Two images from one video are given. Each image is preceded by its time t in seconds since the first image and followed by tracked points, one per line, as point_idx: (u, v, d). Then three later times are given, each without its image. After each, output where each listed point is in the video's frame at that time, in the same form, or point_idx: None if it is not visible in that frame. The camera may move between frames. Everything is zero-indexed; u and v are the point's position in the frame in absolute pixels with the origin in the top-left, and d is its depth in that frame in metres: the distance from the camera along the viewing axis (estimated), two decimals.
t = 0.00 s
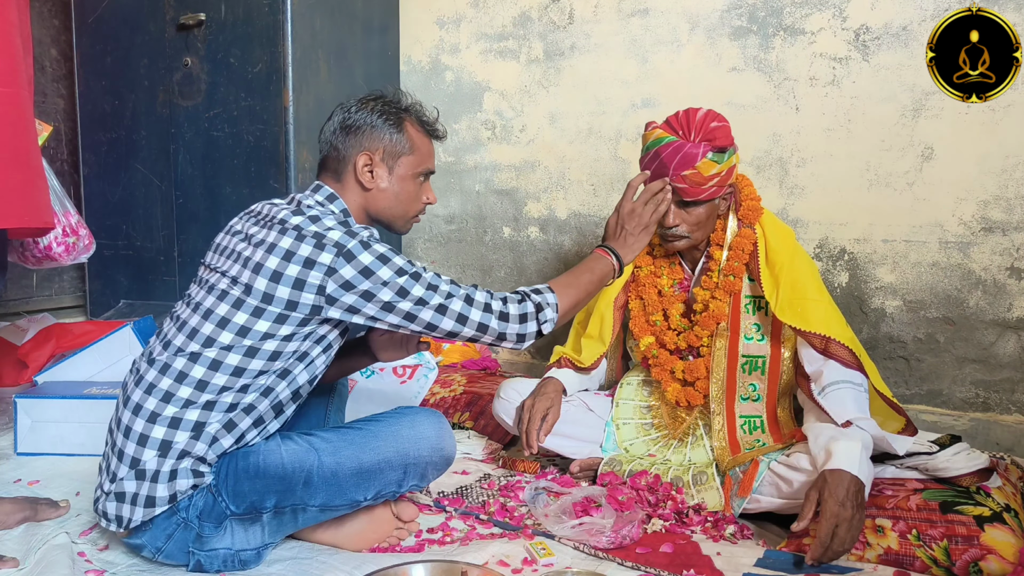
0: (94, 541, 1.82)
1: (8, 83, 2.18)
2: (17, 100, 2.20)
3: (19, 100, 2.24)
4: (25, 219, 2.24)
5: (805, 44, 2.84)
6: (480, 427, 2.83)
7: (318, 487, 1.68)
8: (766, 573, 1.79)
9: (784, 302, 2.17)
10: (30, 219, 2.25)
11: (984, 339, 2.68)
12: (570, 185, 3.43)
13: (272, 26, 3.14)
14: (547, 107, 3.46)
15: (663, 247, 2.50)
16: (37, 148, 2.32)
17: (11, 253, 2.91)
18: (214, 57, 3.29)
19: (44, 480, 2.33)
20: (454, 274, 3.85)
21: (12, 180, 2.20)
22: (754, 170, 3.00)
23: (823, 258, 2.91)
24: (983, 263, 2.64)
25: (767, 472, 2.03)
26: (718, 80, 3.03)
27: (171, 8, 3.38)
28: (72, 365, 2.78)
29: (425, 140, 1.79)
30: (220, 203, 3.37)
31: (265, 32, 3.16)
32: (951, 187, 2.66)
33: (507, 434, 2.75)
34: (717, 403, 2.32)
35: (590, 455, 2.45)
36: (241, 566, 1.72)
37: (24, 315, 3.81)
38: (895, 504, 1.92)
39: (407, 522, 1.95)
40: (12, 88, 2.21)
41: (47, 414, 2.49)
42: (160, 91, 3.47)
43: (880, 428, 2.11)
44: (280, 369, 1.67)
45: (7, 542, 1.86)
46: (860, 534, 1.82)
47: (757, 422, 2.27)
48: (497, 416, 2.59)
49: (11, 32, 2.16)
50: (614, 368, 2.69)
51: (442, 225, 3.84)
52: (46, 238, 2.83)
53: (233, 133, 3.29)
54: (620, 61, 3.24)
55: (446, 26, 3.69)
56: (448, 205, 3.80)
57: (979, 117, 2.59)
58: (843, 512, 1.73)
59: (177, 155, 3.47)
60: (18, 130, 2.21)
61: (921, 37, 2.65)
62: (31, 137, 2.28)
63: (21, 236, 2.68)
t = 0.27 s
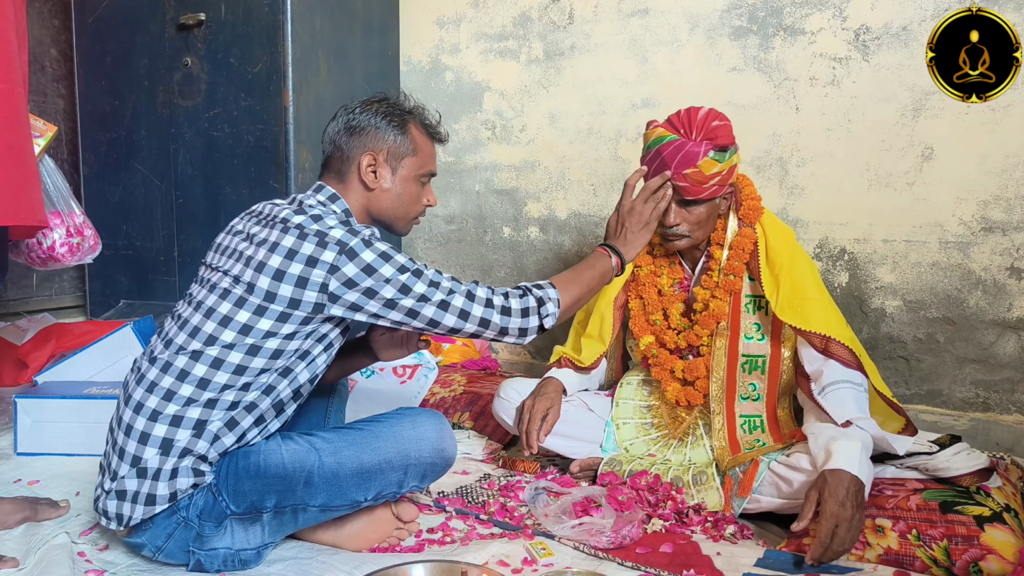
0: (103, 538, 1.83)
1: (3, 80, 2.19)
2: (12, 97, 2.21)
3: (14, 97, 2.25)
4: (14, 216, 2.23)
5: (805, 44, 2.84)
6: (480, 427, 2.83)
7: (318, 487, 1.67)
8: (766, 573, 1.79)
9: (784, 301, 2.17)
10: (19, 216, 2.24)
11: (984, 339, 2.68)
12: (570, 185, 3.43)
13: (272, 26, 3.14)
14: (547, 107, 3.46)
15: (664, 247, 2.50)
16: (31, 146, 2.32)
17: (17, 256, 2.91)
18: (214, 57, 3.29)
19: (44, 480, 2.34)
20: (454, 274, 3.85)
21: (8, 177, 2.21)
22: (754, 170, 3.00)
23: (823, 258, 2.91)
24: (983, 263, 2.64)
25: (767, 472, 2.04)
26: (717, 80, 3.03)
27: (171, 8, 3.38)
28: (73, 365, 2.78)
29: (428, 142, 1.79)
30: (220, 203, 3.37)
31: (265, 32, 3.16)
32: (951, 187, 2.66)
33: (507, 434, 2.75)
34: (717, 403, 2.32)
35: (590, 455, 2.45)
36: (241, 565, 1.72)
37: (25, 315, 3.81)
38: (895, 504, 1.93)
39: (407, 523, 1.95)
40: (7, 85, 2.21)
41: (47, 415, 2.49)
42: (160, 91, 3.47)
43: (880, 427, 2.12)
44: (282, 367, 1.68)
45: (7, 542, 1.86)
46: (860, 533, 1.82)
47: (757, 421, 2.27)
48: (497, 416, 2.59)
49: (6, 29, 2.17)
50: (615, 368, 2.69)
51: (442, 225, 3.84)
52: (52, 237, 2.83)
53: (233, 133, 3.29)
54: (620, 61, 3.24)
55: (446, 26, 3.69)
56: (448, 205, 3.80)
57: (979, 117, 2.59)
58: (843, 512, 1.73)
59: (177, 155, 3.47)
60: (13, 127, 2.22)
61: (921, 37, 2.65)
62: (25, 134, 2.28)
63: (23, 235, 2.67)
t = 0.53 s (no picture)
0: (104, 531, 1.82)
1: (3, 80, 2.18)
2: (12, 97, 2.20)
3: (15, 97, 2.25)
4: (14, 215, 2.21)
5: (805, 44, 2.84)
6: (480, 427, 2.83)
7: (314, 487, 1.68)
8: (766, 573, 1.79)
9: (784, 302, 2.17)
10: (19, 216, 2.22)
11: (984, 339, 2.68)
12: (570, 185, 3.43)
13: (272, 26, 3.14)
14: (547, 107, 3.46)
15: (664, 247, 2.50)
16: (32, 146, 2.31)
17: (18, 254, 2.91)
18: (214, 57, 3.29)
19: (44, 480, 2.34)
20: (454, 274, 3.85)
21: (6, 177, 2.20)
22: (754, 170, 3.00)
23: (823, 258, 2.91)
24: (983, 263, 2.64)
25: (767, 472, 2.04)
26: (717, 80, 3.03)
27: (171, 8, 3.38)
28: (74, 365, 2.78)
29: (389, 126, 1.77)
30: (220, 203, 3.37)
31: (264, 33, 3.16)
32: (951, 187, 2.66)
33: (507, 434, 2.75)
34: (717, 403, 2.32)
35: (590, 455, 2.45)
36: (239, 565, 1.73)
37: (25, 315, 3.81)
38: (894, 504, 1.92)
39: (407, 522, 1.95)
40: (7, 85, 2.21)
41: (47, 414, 2.49)
42: (159, 91, 3.47)
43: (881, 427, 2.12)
44: (252, 368, 1.60)
45: (7, 542, 1.86)
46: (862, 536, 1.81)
47: (757, 422, 2.27)
48: (497, 416, 2.59)
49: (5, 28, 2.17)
50: (615, 368, 2.69)
51: (442, 225, 3.84)
52: (55, 236, 2.83)
53: (233, 133, 3.29)
54: (620, 61, 3.24)
55: (446, 26, 3.69)
56: (448, 205, 3.80)
57: (979, 117, 2.59)
58: (843, 512, 1.73)
59: (177, 155, 3.47)
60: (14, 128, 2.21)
61: (921, 37, 2.65)
62: (26, 134, 2.27)
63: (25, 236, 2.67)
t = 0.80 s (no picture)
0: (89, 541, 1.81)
1: (6, 80, 2.18)
2: (16, 97, 2.20)
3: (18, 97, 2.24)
4: (23, 217, 2.20)
5: (805, 44, 2.84)
6: (480, 427, 2.83)
7: (305, 486, 1.68)
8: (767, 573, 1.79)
9: (784, 301, 2.17)
10: (26, 218, 2.21)
11: (983, 339, 2.68)
12: (570, 184, 3.43)
13: (272, 26, 3.14)
14: (547, 107, 3.46)
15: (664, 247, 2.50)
16: (37, 146, 2.30)
17: (18, 254, 2.92)
18: (214, 57, 3.29)
19: (44, 480, 2.33)
20: (454, 274, 3.85)
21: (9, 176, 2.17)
22: (754, 170, 3.00)
23: (823, 258, 2.91)
24: (983, 263, 2.64)
25: (767, 472, 2.04)
26: (717, 80, 3.03)
27: (171, 8, 3.38)
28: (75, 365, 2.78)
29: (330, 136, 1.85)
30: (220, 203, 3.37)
31: (264, 33, 3.16)
32: (951, 187, 2.65)
33: (507, 434, 2.75)
34: (717, 403, 2.32)
35: (590, 455, 2.45)
36: (237, 566, 1.73)
37: (25, 315, 3.81)
38: (895, 504, 1.92)
39: (406, 520, 1.95)
40: (10, 85, 2.20)
41: (47, 415, 2.49)
42: (159, 91, 3.47)
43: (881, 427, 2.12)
44: (206, 372, 1.60)
45: (7, 542, 1.86)
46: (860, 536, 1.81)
47: (757, 422, 2.27)
48: (497, 416, 2.58)
49: (8, 28, 2.17)
50: (615, 368, 2.69)
51: (442, 225, 3.84)
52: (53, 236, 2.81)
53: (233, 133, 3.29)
54: (620, 61, 3.24)
55: (446, 26, 3.69)
56: (449, 205, 3.80)
57: (979, 117, 2.59)
58: (843, 512, 1.73)
59: (177, 155, 3.47)
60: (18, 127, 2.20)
61: (921, 37, 2.65)
62: (30, 134, 2.26)
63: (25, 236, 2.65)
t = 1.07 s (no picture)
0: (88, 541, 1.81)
1: (6, 80, 2.18)
2: (16, 97, 2.20)
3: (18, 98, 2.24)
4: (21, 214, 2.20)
5: (805, 43, 2.84)
6: (480, 426, 2.83)
7: (304, 485, 1.68)
8: (767, 573, 1.79)
9: (784, 301, 2.17)
10: (25, 216, 2.21)
11: (983, 339, 2.68)
12: (570, 185, 3.43)
13: (272, 26, 3.14)
14: (547, 107, 3.46)
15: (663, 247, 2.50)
16: (38, 146, 2.30)
17: (16, 255, 2.90)
18: (214, 57, 3.29)
19: (44, 480, 2.34)
20: (454, 274, 3.85)
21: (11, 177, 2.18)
22: (754, 170, 3.00)
23: (823, 258, 2.91)
24: (983, 263, 2.64)
25: (767, 472, 2.04)
26: (717, 80, 3.03)
27: (171, 8, 3.38)
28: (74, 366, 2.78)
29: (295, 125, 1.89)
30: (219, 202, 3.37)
31: (264, 33, 3.16)
32: (951, 187, 2.65)
33: (507, 434, 2.76)
34: (717, 403, 2.32)
35: (590, 455, 2.45)
36: (237, 566, 1.73)
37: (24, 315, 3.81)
38: (895, 504, 1.91)
39: (406, 520, 1.95)
40: (11, 85, 2.21)
41: (47, 414, 2.49)
42: (159, 91, 3.47)
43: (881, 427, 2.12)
44: (205, 369, 1.60)
45: (7, 542, 1.87)
46: (860, 537, 1.82)
47: (757, 422, 2.27)
48: (497, 416, 2.58)
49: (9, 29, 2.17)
50: (615, 368, 2.69)
51: (442, 225, 3.84)
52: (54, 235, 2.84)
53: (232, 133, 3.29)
54: (620, 61, 3.24)
55: (446, 26, 3.69)
56: (448, 205, 3.80)
57: (979, 117, 2.59)
58: (843, 513, 1.73)
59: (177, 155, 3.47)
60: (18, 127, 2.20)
61: (921, 37, 2.65)
62: (30, 134, 2.26)
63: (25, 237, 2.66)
